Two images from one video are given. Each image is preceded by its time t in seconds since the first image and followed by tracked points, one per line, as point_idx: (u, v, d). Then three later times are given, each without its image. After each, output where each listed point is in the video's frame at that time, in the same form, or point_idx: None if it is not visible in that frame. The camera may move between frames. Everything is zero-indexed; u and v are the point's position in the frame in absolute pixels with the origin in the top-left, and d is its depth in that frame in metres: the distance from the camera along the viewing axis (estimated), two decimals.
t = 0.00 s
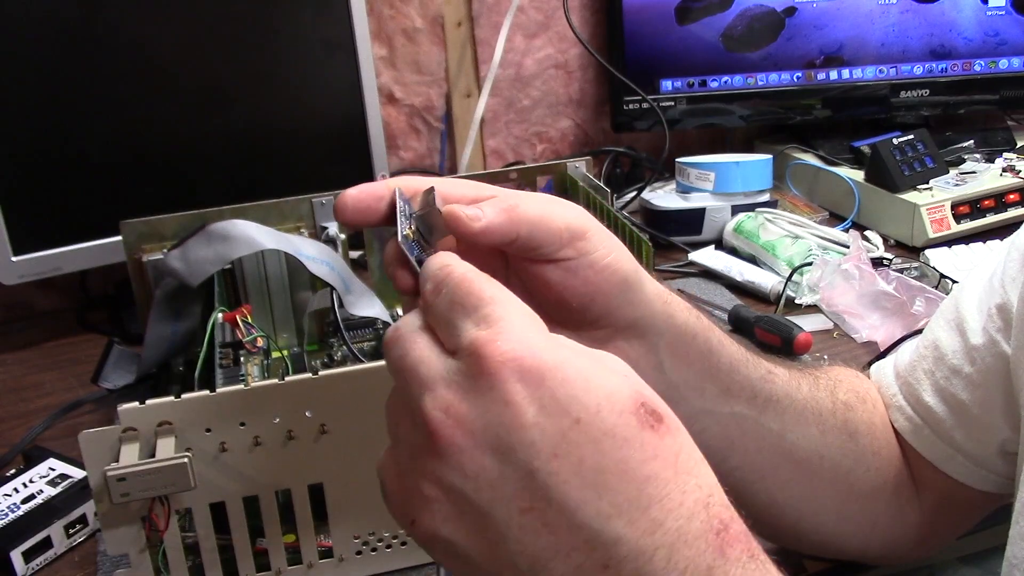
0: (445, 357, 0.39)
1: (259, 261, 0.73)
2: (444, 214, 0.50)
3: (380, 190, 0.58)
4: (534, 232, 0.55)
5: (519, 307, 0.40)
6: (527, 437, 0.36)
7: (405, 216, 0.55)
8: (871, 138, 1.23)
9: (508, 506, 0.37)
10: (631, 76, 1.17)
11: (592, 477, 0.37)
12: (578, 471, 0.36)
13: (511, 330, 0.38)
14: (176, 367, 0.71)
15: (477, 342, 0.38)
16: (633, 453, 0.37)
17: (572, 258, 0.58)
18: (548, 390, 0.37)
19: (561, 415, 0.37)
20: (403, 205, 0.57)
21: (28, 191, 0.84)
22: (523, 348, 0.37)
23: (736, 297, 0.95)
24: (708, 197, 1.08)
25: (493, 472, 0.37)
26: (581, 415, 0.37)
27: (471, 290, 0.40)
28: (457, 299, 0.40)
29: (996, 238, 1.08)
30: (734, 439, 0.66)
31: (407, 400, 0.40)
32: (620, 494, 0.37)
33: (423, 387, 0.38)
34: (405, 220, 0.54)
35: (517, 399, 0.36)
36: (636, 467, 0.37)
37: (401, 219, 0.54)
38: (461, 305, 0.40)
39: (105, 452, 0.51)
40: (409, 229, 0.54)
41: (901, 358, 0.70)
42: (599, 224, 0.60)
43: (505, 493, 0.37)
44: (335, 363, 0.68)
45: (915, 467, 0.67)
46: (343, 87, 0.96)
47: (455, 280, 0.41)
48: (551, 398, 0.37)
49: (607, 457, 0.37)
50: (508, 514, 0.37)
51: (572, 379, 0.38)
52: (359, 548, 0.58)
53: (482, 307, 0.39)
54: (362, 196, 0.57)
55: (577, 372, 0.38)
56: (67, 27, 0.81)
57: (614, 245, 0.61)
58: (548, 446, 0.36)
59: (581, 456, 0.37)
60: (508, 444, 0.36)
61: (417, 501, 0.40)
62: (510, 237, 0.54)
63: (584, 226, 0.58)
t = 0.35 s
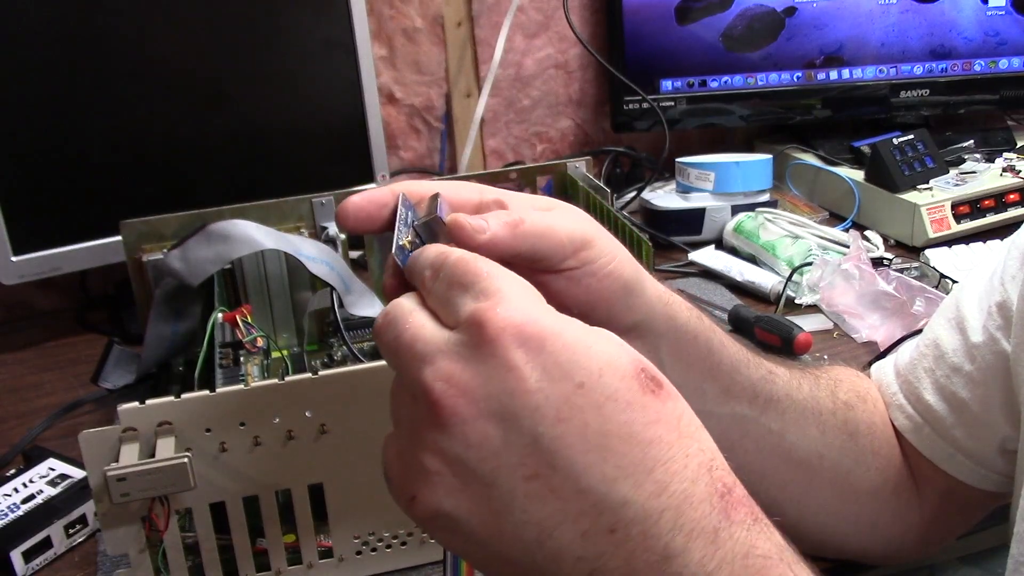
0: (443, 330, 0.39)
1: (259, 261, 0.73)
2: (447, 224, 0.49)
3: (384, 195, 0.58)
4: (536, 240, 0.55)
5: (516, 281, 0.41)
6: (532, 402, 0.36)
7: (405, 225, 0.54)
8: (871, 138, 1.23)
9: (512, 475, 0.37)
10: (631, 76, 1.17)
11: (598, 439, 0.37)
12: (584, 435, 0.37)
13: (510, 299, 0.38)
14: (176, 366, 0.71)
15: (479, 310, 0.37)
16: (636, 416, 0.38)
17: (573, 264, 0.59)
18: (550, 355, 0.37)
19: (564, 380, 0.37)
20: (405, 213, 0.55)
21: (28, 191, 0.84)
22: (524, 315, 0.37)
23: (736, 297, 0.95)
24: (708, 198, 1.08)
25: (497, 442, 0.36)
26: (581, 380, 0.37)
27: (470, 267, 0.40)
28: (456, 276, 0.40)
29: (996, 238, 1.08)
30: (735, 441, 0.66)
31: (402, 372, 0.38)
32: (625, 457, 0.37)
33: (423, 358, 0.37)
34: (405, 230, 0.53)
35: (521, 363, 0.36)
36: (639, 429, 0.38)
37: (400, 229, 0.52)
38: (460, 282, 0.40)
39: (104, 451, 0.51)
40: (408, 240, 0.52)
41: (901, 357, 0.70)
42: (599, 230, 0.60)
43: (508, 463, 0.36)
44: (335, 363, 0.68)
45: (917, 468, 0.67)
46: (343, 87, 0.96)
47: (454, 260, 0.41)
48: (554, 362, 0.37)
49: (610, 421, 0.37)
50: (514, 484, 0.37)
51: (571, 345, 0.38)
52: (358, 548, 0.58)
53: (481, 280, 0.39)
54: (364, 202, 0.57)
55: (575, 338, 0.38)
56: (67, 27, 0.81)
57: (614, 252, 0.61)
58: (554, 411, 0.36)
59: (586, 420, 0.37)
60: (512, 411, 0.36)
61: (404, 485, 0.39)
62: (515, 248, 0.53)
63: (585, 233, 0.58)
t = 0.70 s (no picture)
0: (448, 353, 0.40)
1: (259, 261, 0.73)
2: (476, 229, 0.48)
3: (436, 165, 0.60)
4: (565, 258, 0.53)
5: (520, 301, 0.41)
6: (539, 430, 0.37)
7: (430, 220, 0.52)
8: (871, 138, 1.23)
9: (519, 503, 0.38)
10: (631, 76, 1.17)
11: (605, 466, 0.38)
12: (591, 462, 0.37)
13: (515, 323, 0.39)
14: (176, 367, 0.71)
15: (484, 336, 0.38)
16: (643, 442, 0.39)
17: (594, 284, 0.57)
18: (555, 382, 0.38)
19: (570, 407, 0.38)
20: (435, 205, 0.53)
21: (29, 191, 0.84)
22: (529, 342, 0.38)
23: (736, 297, 0.95)
24: (708, 197, 1.08)
25: (505, 470, 0.38)
26: (588, 406, 0.38)
27: (473, 284, 0.41)
28: (458, 295, 0.41)
29: (997, 238, 1.08)
30: (742, 445, 0.66)
31: (411, 395, 0.40)
32: (633, 483, 0.38)
33: (429, 383, 0.39)
34: (427, 228, 0.51)
35: (526, 392, 0.37)
36: (647, 455, 0.38)
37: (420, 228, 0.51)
38: (462, 299, 0.40)
39: (104, 451, 0.51)
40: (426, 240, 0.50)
41: (904, 358, 0.70)
42: (633, 248, 0.58)
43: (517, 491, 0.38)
44: (335, 363, 0.68)
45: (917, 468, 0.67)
46: (343, 87, 0.96)
47: (454, 273, 0.41)
48: (560, 390, 0.38)
49: (617, 447, 0.38)
50: (519, 510, 0.38)
51: (577, 371, 0.39)
52: (359, 548, 0.58)
53: (485, 302, 0.40)
54: (413, 172, 0.59)
55: (581, 363, 0.39)
56: (68, 27, 0.81)
57: (642, 278, 0.59)
58: (560, 438, 0.37)
59: (593, 447, 0.38)
60: (520, 439, 0.37)
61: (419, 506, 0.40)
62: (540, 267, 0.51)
63: (617, 251, 0.57)
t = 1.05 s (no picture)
0: (438, 378, 0.40)
1: (259, 261, 0.73)
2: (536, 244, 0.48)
3: (527, 153, 0.57)
4: (611, 293, 0.52)
5: (516, 328, 0.40)
6: (518, 469, 0.36)
7: (493, 214, 0.51)
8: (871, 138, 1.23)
9: (501, 538, 0.38)
10: (631, 76, 1.17)
11: (586, 509, 0.37)
12: (571, 503, 0.37)
13: (503, 353, 0.38)
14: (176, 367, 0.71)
15: (466, 367, 0.38)
16: (628, 482, 0.37)
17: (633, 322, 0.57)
18: (536, 419, 0.37)
19: (552, 446, 0.37)
20: (505, 197, 0.52)
21: (29, 191, 0.84)
22: (512, 374, 0.37)
23: (736, 297, 0.95)
24: (708, 197, 1.08)
25: (487, 506, 0.38)
26: (574, 445, 0.37)
27: (467, 306, 0.41)
28: (452, 316, 0.41)
29: (997, 238, 1.08)
30: (757, 459, 0.64)
31: (400, 414, 0.41)
32: (615, 526, 0.37)
33: (416, 410, 0.39)
34: (486, 223, 0.51)
35: (506, 429, 0.37)
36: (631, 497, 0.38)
37: (479, 219, 0.51)
38: (456, 320, 0.41)
39: (104, 451, 0.51)
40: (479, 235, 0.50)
41: (906, 359, 0.70)
42: (685, 294, 0.57)
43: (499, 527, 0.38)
44: (335, 363, 0.68)
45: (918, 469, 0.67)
46: (343, 87, 0.96)
47: (451, 289, 0.41)
48: (543, 428, 0.37)
49: (599, 489, 0.37)
50: (501, 547, 0.38)
51: (564, 406, 0.37)
52: (359, 548, 0.58)
53: (476, 327, 0.40)
54: (502, 155, 0.57)
55: (571, 397, 0.38)
56: (68, 28, 0.81)
57: (688, 324, 0.58)
58: (540, 478, 0.37)
59: (575, 488, 0.37)
60: (502, 476, 0.37)
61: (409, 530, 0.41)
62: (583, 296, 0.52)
63: (666, 295, 0.56)
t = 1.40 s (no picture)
0: (427, 404, 0.40)
1: (259, 261, 0.73)
2: (583, 254, 0.51)
3: (571, 168, 0.58)
4: (649, 311, 0.54)
5: (509, 360, 0.40)
6: (489, 511, 0.36)
7: (542, 215, 0.53)
8: (871, 138, 1.22)
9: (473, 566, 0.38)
10: (630, 76, 1.17)
11: (554, 557, 0.36)
12: (539, 551, 0.36)
13: (487, 391, 0.37)
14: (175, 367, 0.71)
15: (448, 402, 0.37)
16: (598, 535, 0.36)
17: (661, 340, 0.58)
18: (511, 463, 0.36)
19: (524, 493, 0.36)
20: (558, 199, 0.54)
21: (29, 191, 0.84)
22: (491, 415, 0.36)
23: (736, 297, 0.95)
24: (708, 197, 1.08)
25: (459, 540, 0.37)
26: (547, 493, 0.36)
27: (463, 333, 0.40)
28: (448, 340, 0.41)
29: (997, 238, 1.08)
30: (767, 473, 0.64)
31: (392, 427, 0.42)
32: None
33: (403, 435, 0.40)
34: (531, 222, 0.52)
35: (479, 471, 0.36)
36: (603, 551, 0.36)
37: (527, 217, 0.52)
38: (451, 345, 0.40)
39: (104, 451, 0.51)
40: (522, 233, 0.52)
41: (907, 360, 0.70)
42: (715, 317, 0.58)
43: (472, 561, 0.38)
44: (335, 363, 0.68)
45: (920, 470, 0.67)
46: (343, 87, 0.96)
47: (452, 310, 0.41)
48: (516, 474, 0.36)
49: (570, 539, 0.36)
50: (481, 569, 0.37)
51: (542, 452, 0.36)
52: (359, 548, 0.58)
53: (468, 357, 0.40)
54: (542, 173, 0.57)
55: (551, 441, 0.36)
56: (68, 28, 0.81)
57: (715, 346, 0.59)
58: (510, 523, 0.36)
59: (544, 537, 0.36)
60: (474, 515, 0.36)
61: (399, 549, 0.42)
62: (621, 310, 0.54)
63: (698, 318, 0.57)
